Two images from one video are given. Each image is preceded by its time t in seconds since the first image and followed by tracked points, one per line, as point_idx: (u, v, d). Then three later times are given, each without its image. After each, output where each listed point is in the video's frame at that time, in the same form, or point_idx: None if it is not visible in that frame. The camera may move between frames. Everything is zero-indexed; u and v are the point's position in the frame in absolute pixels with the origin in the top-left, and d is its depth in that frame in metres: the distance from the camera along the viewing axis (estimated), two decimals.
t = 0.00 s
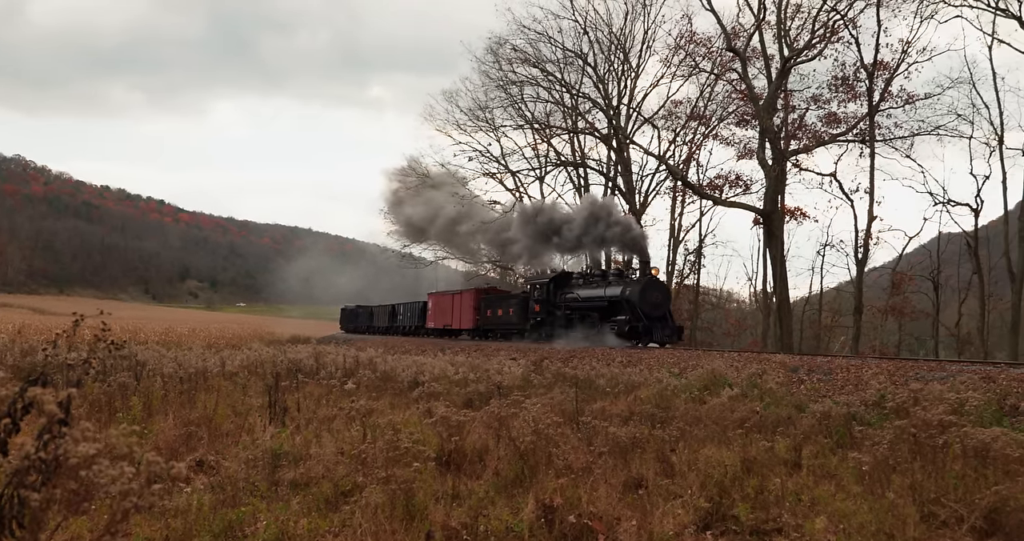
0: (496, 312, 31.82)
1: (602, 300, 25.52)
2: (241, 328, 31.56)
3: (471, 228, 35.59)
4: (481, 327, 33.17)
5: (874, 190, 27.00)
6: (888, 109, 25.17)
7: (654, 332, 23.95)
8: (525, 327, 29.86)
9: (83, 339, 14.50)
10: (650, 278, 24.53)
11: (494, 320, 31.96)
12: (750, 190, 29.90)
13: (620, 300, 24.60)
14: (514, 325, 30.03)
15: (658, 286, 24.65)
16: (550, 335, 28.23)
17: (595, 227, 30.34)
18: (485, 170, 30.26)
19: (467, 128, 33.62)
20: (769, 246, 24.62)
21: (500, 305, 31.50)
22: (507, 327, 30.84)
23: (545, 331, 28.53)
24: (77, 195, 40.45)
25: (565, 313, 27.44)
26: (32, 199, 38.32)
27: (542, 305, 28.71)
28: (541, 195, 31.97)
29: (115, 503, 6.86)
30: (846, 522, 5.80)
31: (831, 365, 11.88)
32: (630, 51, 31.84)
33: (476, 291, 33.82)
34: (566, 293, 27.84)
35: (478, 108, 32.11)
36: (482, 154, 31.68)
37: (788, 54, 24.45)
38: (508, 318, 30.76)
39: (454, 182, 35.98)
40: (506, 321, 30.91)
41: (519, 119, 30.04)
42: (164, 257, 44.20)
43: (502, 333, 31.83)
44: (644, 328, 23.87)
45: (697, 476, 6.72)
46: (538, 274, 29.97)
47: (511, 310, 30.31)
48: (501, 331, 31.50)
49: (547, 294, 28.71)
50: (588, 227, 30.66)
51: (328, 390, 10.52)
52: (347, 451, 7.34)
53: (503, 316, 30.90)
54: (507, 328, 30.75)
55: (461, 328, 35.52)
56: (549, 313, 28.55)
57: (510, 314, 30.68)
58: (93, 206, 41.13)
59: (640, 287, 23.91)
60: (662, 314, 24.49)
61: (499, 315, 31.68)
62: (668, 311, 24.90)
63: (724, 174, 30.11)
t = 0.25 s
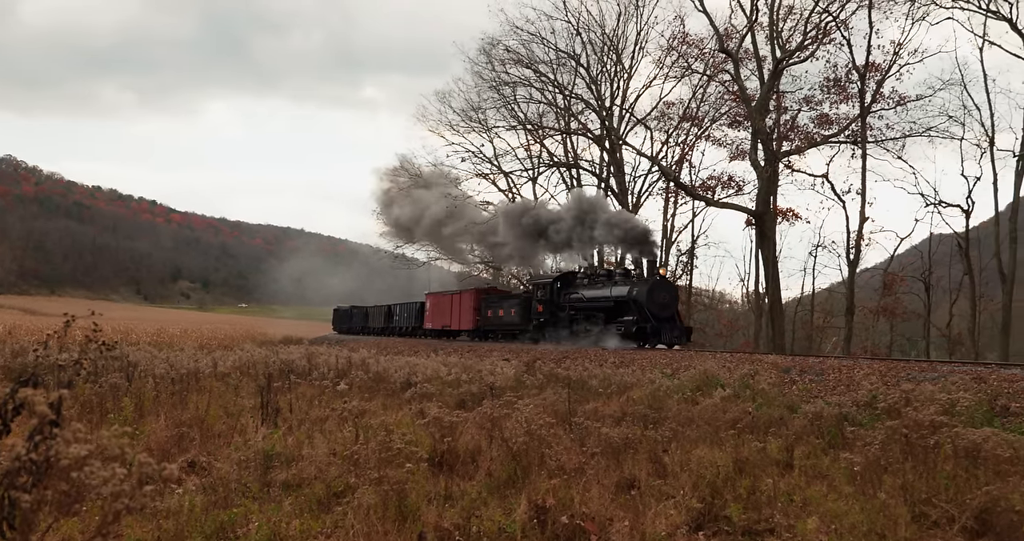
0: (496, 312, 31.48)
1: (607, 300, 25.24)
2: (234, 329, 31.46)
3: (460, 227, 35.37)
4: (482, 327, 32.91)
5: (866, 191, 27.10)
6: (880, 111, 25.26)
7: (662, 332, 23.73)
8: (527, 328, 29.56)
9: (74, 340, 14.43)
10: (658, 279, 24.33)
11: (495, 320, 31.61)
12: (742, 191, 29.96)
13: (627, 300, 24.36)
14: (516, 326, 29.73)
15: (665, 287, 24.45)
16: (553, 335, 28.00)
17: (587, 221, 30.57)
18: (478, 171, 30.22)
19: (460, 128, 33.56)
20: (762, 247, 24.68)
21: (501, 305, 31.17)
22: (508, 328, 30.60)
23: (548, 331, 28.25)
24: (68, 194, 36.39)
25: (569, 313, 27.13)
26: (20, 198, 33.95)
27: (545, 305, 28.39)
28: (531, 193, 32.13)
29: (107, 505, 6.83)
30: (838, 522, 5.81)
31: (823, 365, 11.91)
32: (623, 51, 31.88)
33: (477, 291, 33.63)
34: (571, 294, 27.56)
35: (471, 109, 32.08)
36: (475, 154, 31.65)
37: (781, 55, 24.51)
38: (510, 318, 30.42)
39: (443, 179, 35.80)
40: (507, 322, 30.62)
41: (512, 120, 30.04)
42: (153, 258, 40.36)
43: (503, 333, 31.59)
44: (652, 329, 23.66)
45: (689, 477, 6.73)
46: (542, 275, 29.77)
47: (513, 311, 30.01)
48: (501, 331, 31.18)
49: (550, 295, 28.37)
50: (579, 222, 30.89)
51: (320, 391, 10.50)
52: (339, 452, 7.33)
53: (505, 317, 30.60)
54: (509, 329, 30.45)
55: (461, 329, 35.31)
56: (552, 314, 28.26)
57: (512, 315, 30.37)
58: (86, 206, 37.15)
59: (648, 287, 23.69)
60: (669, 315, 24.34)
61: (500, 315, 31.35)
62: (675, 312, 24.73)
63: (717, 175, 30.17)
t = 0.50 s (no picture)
0: (499, 313, 31.20)
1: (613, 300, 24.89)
2: (226, 329, 31.35)
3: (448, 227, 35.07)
4: (483, 328, 32.63)
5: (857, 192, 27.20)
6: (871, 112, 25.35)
7: (671, 332, 23.38)
8: (530, 328, 29.29)
9: (65, 341, 14.40)
10: (667, 278, 23.91)
11: (498, 321, 31.33)
12: (734, 192, 30.04)
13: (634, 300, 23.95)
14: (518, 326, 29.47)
15: (674, 286, 24.06)
16: (556, 336, 27.73)
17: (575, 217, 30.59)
18: (471, 172, 30.24)
19: (452, 129, 33.53)
20: (753, 248, 24.71)
21: (503, 305, 30.86)
22: (511, 329, 30.32)
23: (552, 332, 27.96)
24: (58, 193, 34.73)
25: (574, 313, 26.82)
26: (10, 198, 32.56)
27: (548, 305, 28.07)
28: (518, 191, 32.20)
29: (97, 507, 6.81)
30: (828, 522, 5.83)
31: (814, 366, 11.95)
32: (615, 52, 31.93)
33: (476, 291, 33.43)
34: (575, 293, 27.23)
35: (463, 109, 32.04)
36: (467, 155, 31.70)
37: (773, 56, 24.57)
38: (512, 318, 30.13)
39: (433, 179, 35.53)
40: (509, 322, 30.33)
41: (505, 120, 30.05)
42: (148, 259, 37.65)
43: (505, 334, 31.38)
44: (660, 329, 23.32)
45: (681, 477, 6.74)
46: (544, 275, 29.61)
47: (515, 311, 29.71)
48: (504, 332, 30.90)
49: (554, 294, 28.10)
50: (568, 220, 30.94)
51: (312, 391, 10.51)
52: (331, 452, 7.33)
53: (507, 317, 30.32)
54: (511, 329, 30.15)
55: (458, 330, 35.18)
56: (555, 314, 27.96)
57: (515, 315, 30.05)
58: (78, 205, 35.16)
59: (656, 287, 23.30)
60: (678, 315, 23.93)
61: (503, 315, 31.06)
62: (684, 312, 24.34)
63: (708, 176, 30.23)
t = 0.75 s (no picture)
0: (500, 313, 31.05)
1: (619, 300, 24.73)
2: (215, 329, 31.30)
3: (435, 227, 34.75)
4: (483, 328, 32.43)
5: (847, 193, 27.30)
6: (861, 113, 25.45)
7: (678, 333, 23.20)
8: (532, 328, 29.15)
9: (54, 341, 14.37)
10: (674, 278, 23.68)
11: (499, 321, 31.17)
12: (724, 192, 30.10)
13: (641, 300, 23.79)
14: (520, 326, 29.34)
15: (682, 285, 23.82)
16: (559, 336, 27.56)
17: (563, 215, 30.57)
18: (462, 172, 30.22)
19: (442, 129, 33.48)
20: (743, 247, 24.78)
21: (505, 305, 30.70)
22: (511, 329, 30.14)
23: (554, 332, 27.82)
24: (48, 194, 36.59)
25: (578, 313, 26.67)
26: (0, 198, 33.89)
27: (551, 305, 27.95)
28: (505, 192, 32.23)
29: (86, 508, 6.78)
30: (818, 522, 5.84)
31: (803, 366, 12.00)
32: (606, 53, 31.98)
33: (475, 291, 33.27)
34: (579, 293, 27.08)
35: (453, 109, 32.00)
36: (458, 156, 31.68)
37: (763, 57, 24.64)
38: (515, 318, 29.97)
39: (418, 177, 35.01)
40: (509, 322, 30.18)
41: (496, 120, 30.04)
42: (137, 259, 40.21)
43: (505, 334, 31.23)
44: (667, 329, 23.17)
45: (671, 477, 6.75)
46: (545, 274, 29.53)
47: (518, 311, 29.55)
48: (505, 332, 30.75)
49: (557, 294, 27.95)
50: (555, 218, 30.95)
51: (302, 391, 10.50)
52: (321, 452, 7.31)
53: (509, 317, 30.17)
54: (513, 329, 29.99)
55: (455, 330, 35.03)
56: (558, 313, 27.83)
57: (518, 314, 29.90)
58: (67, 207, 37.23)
59: (663, 287, 23.11)
60: (685, 315, 23.78)
61: (504, 315, 30.91)
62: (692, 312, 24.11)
63: (699, 176, 30.29)
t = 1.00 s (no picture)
0: (500, 312, 30.59)
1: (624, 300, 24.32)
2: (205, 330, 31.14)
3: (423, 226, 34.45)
4: (482, 328, 32.03)
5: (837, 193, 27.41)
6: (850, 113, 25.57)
7: (687, 333, 22.99)
8: (533, 328, 28.60)
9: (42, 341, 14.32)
10: (681, 278, 23.57)
11: (499, 321, 30.69)
12: (714, 192, 30.17)
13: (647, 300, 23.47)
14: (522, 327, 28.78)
15: (688, 285, 23.73)
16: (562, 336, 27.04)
17: (548, 212, 30.37)
18: (452, 172, 30.22)
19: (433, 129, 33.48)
20: (733, 248, 24.76)
21: (505, 305, 30.24)
22: (512, 329, 29.60)
23: (557, 332, 27.30)
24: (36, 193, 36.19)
25: (581, 313, 26.16)
26: None
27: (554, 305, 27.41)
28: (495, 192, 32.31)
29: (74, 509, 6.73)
30: (807, 521, 5.86)
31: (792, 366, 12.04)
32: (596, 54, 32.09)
33: (473, 291, 32.91)
34: (582, 292, 26.60)
35: (444, 109, 31.99)
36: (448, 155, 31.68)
37: (753, 58, 24.72)
38: (516, 318, 29.48)
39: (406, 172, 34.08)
40: (510, 322, 29.66)
41: (486, 120, 30.05)
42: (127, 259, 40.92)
43: (504, 335, 30.75)
44: (676, 329, 22.91)
45: (661, 477, 6.76)
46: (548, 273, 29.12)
47: (519, 311, 29.04)
48: (506, 332, 30.27)
49: (560, 293, 27.39)
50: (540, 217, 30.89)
51: (292, 391, 10.47)
52: (311, 453, 7.30)
53: (510, 317, 29.71)
54: (514, 329, 29.49)
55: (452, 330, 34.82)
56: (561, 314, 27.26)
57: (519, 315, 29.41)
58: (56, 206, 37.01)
59: (671, 286, 22.92)
60: (691, 315, 23.61)
61: (505, 316, 30.43)
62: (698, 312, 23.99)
63: (689, 176, 30.35)
